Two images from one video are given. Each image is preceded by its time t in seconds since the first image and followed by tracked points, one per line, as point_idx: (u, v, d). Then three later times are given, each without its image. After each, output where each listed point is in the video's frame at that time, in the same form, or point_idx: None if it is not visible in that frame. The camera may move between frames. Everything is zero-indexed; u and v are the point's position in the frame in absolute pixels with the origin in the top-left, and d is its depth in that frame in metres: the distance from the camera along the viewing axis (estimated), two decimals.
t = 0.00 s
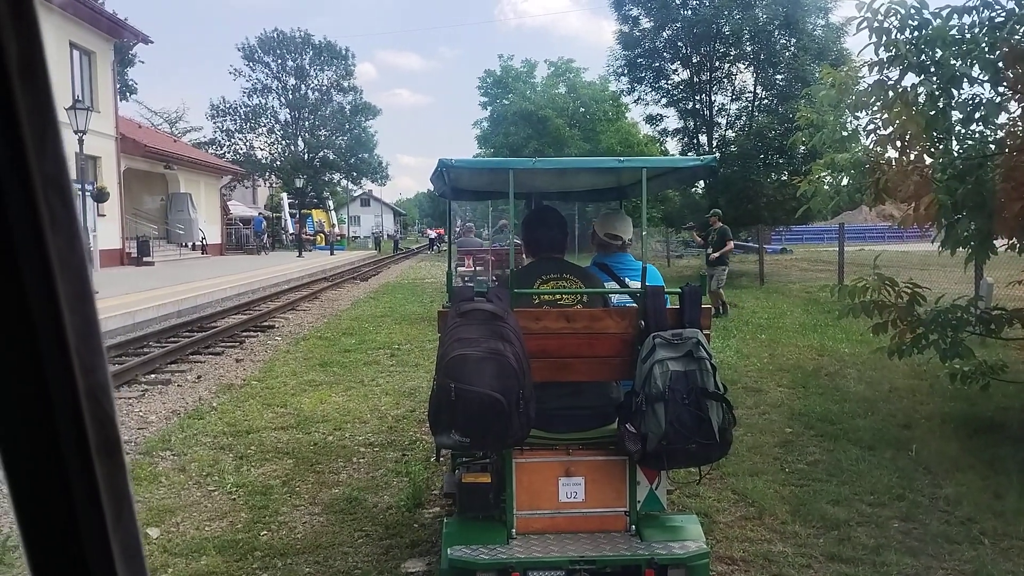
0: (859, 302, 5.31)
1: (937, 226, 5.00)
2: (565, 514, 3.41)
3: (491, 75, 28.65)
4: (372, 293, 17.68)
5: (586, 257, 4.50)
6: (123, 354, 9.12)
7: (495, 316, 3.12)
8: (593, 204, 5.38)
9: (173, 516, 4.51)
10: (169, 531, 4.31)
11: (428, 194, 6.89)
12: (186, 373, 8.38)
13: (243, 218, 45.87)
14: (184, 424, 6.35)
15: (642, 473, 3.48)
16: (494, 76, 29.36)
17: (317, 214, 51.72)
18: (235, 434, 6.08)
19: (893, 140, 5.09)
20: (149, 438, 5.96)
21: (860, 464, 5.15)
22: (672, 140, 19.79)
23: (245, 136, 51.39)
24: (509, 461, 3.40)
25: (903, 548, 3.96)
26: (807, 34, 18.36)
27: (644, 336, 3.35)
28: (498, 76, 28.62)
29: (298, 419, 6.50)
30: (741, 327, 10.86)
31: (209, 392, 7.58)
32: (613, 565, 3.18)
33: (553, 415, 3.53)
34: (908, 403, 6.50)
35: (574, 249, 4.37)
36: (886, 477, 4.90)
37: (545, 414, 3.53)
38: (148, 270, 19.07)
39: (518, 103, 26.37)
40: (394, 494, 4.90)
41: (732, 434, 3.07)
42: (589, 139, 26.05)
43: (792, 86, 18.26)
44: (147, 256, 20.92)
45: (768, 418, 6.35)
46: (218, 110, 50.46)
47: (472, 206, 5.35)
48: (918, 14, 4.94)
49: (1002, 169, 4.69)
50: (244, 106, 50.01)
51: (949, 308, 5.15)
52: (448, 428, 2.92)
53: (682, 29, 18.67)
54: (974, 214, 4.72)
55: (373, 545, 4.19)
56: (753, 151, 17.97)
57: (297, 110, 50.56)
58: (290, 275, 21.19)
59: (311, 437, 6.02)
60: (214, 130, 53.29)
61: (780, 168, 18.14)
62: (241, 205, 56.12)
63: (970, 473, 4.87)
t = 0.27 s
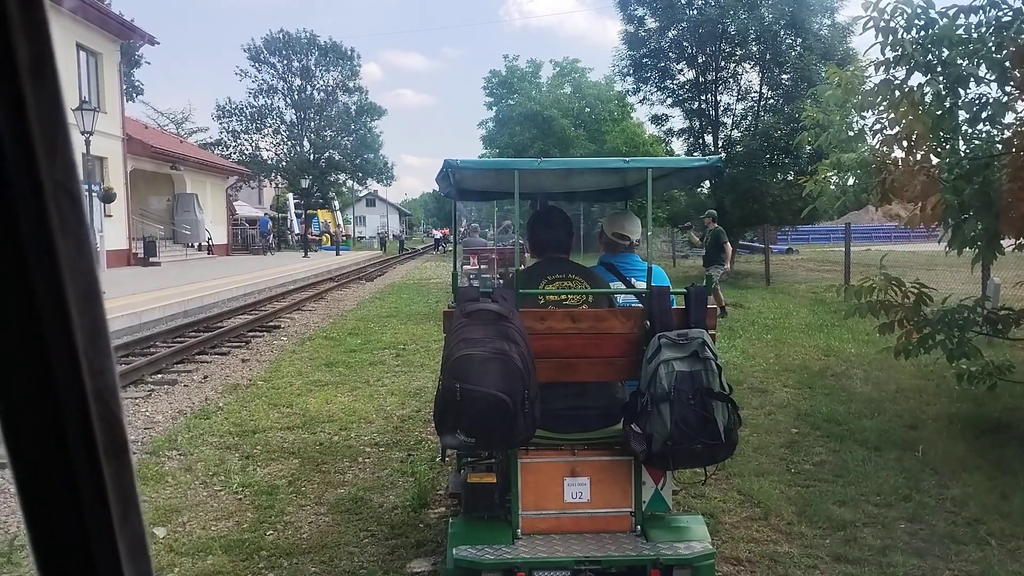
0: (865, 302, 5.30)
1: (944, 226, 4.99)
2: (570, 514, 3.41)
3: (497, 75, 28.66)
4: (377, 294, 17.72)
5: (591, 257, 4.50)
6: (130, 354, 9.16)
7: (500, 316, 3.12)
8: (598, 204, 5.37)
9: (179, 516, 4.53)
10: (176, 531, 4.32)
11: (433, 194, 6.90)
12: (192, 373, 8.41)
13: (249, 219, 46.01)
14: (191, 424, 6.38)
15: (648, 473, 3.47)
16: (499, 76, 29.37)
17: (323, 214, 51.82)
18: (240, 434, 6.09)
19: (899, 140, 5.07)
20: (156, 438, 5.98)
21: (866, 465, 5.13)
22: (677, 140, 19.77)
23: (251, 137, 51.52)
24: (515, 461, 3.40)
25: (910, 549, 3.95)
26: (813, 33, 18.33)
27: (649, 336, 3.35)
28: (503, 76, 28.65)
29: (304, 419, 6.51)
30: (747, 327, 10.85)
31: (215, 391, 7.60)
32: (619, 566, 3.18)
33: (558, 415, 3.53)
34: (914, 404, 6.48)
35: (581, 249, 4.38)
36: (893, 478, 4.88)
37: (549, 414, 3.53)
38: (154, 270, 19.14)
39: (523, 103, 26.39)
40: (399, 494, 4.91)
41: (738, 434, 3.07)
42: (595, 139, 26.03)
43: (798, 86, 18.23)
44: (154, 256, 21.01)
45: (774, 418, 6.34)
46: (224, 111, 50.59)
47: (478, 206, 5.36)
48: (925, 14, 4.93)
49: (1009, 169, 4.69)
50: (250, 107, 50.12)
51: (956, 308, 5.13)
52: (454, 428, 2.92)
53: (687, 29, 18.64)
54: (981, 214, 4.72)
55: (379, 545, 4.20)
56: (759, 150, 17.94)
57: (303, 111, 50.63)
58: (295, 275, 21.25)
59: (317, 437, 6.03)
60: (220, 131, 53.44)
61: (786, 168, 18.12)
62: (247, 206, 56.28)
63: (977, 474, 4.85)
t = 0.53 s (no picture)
0: (870, 303, 5.30)
1: (949, 227, 4.97)
2: (574, 514, 3.42)
3: (501, 75, 28.67)
4: (382, 294, 17.74)
5: (595, 257, 4.49)
6: (135, 354, 9.19)
7: (503, 316, 3.12)
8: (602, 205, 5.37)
9: (184, 515, 4.55)
10: (181, 530, 4.34)
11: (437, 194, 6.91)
12: (198, 373, 8.43)
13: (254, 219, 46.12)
14: (195, 424, 6.40)
15: (651, 473, 3.47)
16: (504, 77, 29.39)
17: (328, 214, 51.90)
18: (245, 434, 6.11)
19: (904, 140, 5.06)
20: (161, 438, 5.99)
21: (871, 466, 5.12)
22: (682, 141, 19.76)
23: (257, 137, 51.62)
24: (518, 461, 3.41)
25: (914, 550, 3.94)
26: (819, 34, 18.30)
27: (653, 337, 3.35)
28: (508, 77, 28.67)
29: (309, 419, 6.52)
30: (751, 327, 10.84)
31: (220, 392, 7.63)
32: (622, 566, 3.18)
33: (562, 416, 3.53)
34: (919, 404, 6.46)
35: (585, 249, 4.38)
36: (897, 479, 4.87)
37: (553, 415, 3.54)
38: (159, 270, 19.20)
39: (528, 104, 26.42)
40: (403, 494, 4.91)
41: (741, 435, 3.06)
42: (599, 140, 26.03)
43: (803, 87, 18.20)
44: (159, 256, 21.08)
45: (778, 419, 6.34)
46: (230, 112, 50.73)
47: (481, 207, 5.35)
48: (930, 14, 4.92)
49: (1013, 170, 4.68)
50: (255, 108, 50.20)
51: (962, 309, 5.12)
52: (457, 428, 2.93)
53: (692, 30, 18.64)
54: (986, 214, 4.71)
55: (383, 545, 4.20)
56: (764, 151, 17.92)
57: (308, 112, 50.72)
58: (300, 275, 21.29)
59: (321, 437, 6.04)
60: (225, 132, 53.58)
61: (791, 169, 18.09)
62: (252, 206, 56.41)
63: (982, 475, 4.84)
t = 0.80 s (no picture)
0: (875, 303, 5.28)
1: (954, 227, 4.96)
2: (578, 514, 3.41)
3: (505, 75, 28.69)
4: (385, 294, 17.74)
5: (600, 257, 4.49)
6: (139, 354, 9.19)
7: (507, 316, 3.12)
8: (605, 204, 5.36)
9: (188, 515, 4.55)
10: (185, 529, 4.35)
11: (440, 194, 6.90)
12: (201, 373, 8.45)
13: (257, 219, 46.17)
14: (199, 424, 6.40)
15: (654, 473, 3.47)
16: (507, 77, 29.39)
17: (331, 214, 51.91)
18: (249, 434, 6.12)
19: (909, 140, 5.05)
20: (165, 437, 6.00)
21: (875, 467, 5.11)
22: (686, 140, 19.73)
23: (261, 137, 51.66)
24: (521, 461, 3.41)
25: (918, 550, 3.93)
26: (823, 33, 18.26)
27: (657, 336, 3.34)
28: (512, 77, 28.66)
29: (312, 419, 6.53)
30: (756, 328, 10.82)
31: (224, 391, 7.64)
32: (625, 566, 3.18)
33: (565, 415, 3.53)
34: (923, 405, 6.44)
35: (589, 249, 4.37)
36: (901, 479, 4.86)
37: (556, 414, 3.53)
38: (163, 270, 19.22)
39: (531, 104, 26.45)
40: (407, 494, 4.91)
41: (745, 435, 3.06)
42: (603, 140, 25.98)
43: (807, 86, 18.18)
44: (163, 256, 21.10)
45: (782, 419, 6.32)
46: (233, 112, 50.78)
47: (485, 207, 5.36)
48: (934, 13, 4.90)
49: (1018, 169, 4.69)
50: (259, 108, 50.23)
51: (967, 308, 5.11)
52: (461, 428, 2.93)
53: (696, 29, 18.62)
54: (990, 214, 4.70)
55: (386, 545, 4.20)
56: (768, 150, 17.89)
57: (312, 111, 50.75)
58: (304, 275, 21.31)
59: (325, 437, 6.04)
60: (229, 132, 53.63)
61: (795, 168, 18.05)
62: (256, 206, 56.46)
63: (986, 475, 4.83)
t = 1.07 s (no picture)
0: (879, 303, 5.28)
1: (959, 227, 4.95)
2: (582, 514, 3.41)
3: (508, 75, 28.68)
4: (389, 294, 17.75)
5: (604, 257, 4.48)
6: (143, 354, 9.20)
7: (511, 316, 3.12)
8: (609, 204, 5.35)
9: (192, 514, 4.55)
10: (189, 529, 4.35)
11: (443, 194, 6.90)
12: (205, 372, 8.45)
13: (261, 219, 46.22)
14: (203, 423, 6.41)
15: (659, 474, 3.46)
16: (511, 77, 29.37)
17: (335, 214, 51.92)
18: (253, 433, 6.12)
19: (914, 139, 5.03)
20: (169, 437, 6.01)
21: (880, 467, 5.10)
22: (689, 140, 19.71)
23: (264, 137, 51.70)
24: (525, 462, 3.40)
25: (923, 551, 3.92)
26: (827, 33, 18.24)
27: (661, 336, 3.34)
28: (515, 77, 28.67)
29: (316, 418, 6.53)
30: (760, 328, 10.80)
31: (228, 391, 7.64)
32: (630, 566, 3.17)
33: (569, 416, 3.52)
34: (929, 406, 6.42)
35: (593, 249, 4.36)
36: (906, 480, 4.85)
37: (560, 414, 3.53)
38: (167, 270, 19.25)
39: (535, 104, 26.46)
40: (410, 494, 4.91)
41: (749, 435, 3.05)
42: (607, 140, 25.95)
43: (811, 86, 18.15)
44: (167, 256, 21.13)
45: (786, 419, 6.31)
46: (237, 112, 50.85)
47: (489, 207, 5.34)
48: (939, 13, 4.89)
49: None
50: (263, 107, 50.25)
51: (972, 309, 5.09)
52: (465, 428, 2.93)
53: (700, 29, 18.60)
54: (996, 214, 4.67)
55: (389, 544, 4.20)
56: (772, 151, 17.87)
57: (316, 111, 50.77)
58: (307, 275, 21.33)
59: (329, 437, 6.04)
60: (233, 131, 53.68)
61: (799, 168, 18.03)
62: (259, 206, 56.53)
63: (991, 476, 4.82)
